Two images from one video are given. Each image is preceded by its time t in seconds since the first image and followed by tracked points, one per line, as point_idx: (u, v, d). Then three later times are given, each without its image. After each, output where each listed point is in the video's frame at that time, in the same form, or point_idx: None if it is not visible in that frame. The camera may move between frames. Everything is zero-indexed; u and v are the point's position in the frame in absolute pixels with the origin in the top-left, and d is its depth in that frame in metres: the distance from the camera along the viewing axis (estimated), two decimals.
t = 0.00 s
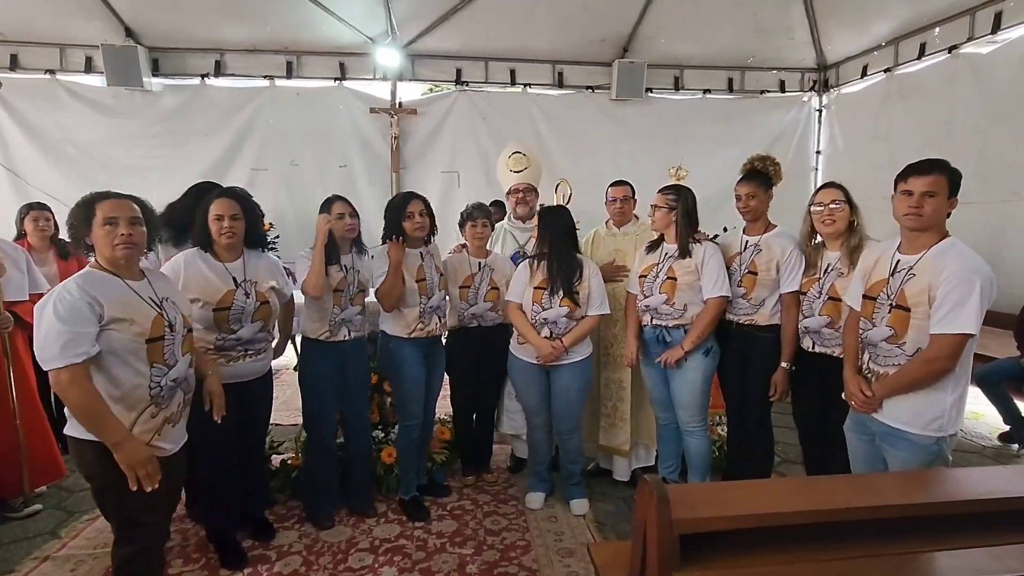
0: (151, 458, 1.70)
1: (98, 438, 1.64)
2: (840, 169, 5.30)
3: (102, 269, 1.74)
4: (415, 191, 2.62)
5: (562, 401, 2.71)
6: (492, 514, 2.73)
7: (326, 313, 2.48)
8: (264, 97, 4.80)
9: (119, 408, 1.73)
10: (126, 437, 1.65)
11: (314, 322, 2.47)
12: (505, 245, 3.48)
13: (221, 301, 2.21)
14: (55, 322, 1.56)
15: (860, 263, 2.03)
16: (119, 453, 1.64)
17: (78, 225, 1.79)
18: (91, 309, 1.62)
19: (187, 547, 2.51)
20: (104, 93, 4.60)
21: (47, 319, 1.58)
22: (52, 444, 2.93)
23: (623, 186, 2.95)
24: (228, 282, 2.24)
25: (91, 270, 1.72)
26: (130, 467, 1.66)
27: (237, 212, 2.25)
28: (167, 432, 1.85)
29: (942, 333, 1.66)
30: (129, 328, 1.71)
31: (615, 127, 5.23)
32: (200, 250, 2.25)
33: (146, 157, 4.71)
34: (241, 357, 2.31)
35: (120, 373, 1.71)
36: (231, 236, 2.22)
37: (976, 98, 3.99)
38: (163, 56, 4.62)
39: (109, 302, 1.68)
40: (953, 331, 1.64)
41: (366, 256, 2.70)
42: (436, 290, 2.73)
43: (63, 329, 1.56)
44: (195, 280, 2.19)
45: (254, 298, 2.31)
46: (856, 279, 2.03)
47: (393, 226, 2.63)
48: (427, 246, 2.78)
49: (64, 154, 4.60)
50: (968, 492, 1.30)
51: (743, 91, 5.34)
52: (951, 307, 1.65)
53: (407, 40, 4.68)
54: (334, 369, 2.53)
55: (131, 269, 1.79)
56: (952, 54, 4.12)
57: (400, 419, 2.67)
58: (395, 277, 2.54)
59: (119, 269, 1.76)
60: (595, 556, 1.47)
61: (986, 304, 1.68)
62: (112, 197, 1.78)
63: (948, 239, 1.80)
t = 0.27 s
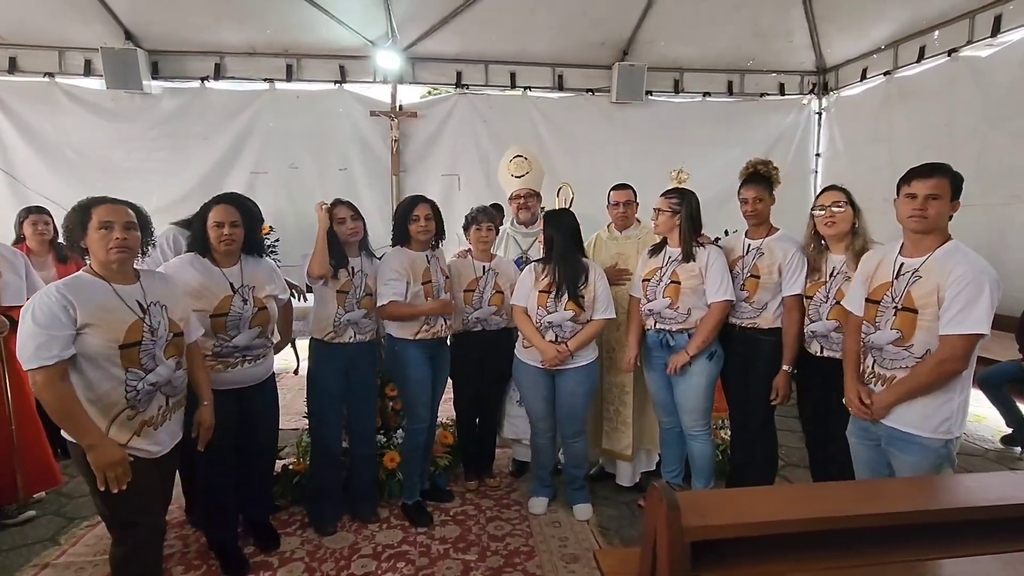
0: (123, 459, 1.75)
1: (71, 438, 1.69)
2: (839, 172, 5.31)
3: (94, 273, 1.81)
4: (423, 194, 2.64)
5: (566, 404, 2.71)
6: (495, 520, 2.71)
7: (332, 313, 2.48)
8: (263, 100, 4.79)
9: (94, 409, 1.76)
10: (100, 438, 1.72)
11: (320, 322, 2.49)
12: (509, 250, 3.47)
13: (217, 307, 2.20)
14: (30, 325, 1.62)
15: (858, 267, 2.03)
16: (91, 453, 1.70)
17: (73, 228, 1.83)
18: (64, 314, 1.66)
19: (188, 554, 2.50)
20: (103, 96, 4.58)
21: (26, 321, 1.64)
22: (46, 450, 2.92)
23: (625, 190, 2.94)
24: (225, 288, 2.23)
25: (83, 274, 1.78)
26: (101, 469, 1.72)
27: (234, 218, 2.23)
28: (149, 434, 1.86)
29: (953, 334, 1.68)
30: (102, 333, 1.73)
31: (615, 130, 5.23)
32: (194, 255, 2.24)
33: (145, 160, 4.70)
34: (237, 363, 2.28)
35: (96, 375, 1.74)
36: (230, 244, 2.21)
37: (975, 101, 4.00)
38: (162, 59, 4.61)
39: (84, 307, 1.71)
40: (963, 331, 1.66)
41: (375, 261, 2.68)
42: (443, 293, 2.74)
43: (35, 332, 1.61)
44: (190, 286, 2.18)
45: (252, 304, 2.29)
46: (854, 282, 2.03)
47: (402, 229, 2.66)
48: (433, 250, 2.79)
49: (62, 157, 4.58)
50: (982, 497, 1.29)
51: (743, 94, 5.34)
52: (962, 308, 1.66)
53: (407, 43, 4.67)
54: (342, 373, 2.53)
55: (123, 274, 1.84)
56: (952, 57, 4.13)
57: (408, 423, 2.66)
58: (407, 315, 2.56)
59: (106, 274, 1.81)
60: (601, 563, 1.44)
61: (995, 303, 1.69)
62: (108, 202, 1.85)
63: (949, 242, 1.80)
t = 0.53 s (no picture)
0: (111, 463, 1.77)
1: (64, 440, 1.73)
2: (841, 176, 5.31)
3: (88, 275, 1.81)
4: (433, 199, 2.65)
5: (570, 408, 2.70)
6: (499, 526, 2.70)
7: (338, 322, 2.49)
8: (265, 104, 4.79)
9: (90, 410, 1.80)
10: (91, 439, 1.74)
11: (327, 332, 2.49)
12: (516, 253, 3.47)
13: (226, 306, 2.20)
14: (25, 330, 1.66)
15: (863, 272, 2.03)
16: (82, 455, 1.73)
17: (78, 226, 1.79)
18: (58, 319, 1.69)
19: (191, 561, 2.48)
20: (104, 99, 4.58)
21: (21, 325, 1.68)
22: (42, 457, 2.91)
23: (629, 194, 2.94)
24: (234, 287, 2.23)
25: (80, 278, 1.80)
26: (93, 469, 1.75)
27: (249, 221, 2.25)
28: (144, 437, 1.87)
29: (976, 342, 1.66)
30: (95, 337, 1.75)
31: (616, 133, 5.23)
32: (203, 257, 2.24)
33: (147, 164, 4.69)
34: (246, 364, 2.26)
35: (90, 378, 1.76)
36: (250, 246, 2.23)
37: (976, 104, 4.00)
38: (164, 63, 4.61)
39: (82, 311, 1.73)
40: (990, 337, 1.64)
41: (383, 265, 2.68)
42: (450, 295, 2.75)
43: (28, 337, 1.65)
44: (199, 285, 2.18)
45: (261, 301, 2.28)
46: (859, 287, 2.03)
47: (412, 232, 2.67)
48: (440, 254, 2.79)
49: (63, 161, 4.58)
50: (995, 503, 1.29)
51: (745, 97, 5.35)
52: (984, 314, 1.65)
53: (408, 47, 4.68)
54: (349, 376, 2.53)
55: (120, 278, 1.85)
56: (953, 61, 4.14)
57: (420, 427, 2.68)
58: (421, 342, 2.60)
59: (99, 275, 1.82)
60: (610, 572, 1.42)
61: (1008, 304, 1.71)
62: (123, 207, 1.90)
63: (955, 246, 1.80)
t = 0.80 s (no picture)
0: (117, 468, 1.76)
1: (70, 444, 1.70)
2: (842, 178, 5.31)
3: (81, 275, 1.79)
4: (442, 202, 2.65)
5: (569, 410, 2.69)
6: (503, 529, 2.69)
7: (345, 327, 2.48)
8: (267, 106, 4.79)
9: (93, 414, 1.78)
10: (99, 444, 1.72)
11: (332, 335, 2.48)
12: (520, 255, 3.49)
13: (239, 307, 2.19)
14: (42, 331, 1.63)
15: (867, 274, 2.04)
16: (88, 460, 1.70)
17: (77, 225, 1.76)
18: (77, 320, 1.69)
19: (195, 565, 2.47)
20: (106, 102, 4.58)
21: (34, 327, 1.65)
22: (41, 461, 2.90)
23: (633, 196, 2.94)
24: (245, 288, 2.23)
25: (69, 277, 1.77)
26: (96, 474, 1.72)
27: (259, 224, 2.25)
28: (143, 438, 1.89)
29: (995, 342, 1.66)
30: (112, 338, 1.78)
31: (618, 136, 5.23)
32: (213, 258, 2.23)
33: (148, 167, 4.68)
34: (255, 365, 2.25)
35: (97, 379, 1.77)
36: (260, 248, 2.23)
37: (978, 107, 4.01)
38: (165, 65, 4.61)
39: (97, 313, 1.74)
40: (1011, 336, 1.64)
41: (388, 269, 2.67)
42: (455, 297, 2.75)
43: (48, 339, 1.63)
44: (212, 286, 2.17)
45: (272, 300, 2.29)
46: (862, 290, 2.03)
47: (419, 235, 2.67)
48: (445, 257, 2.80)
49: (64, 163, 4.57)
50: (1006, 506, 1.28)
51: (746, 100, 5.36)
52: (1003, 315, 1.65)
53: (410, 50, 4.68)
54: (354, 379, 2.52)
55: (110, 279, 1.85)
56: (954, 64, 4.15)
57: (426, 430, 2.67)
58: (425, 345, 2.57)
59: (95, 275, 1.81)
60: None
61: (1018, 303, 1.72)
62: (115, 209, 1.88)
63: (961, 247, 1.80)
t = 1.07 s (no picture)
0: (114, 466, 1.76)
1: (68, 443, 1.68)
2: (841, 179, 5.31)
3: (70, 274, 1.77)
4: (445, 204, 2.64)
5: (565, 410, 2.68)
6: (504, 532, 2.68)
7: (341, 322, 2.46)
8: (266, 107, 4.78)
9: (88, 414, 1.77)
10: (97, 443, 1.72)
11: (331, 334, 2.46)
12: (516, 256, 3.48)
13: (242, 310, 2.19)
14: (41, 327, 1.62)
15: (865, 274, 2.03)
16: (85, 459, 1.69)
17: (56, 225, 1.73)
18: (78, 318, 1.69)
19: (194, 568, 2.45)
20: (105, 103, 4.57)
21: (31, 324, 1.63)
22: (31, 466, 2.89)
23: (635, 197, 2.93)
24: (249, 291, 2.21)
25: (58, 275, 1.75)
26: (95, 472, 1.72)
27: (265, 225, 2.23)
28: (132, 438, 1.89)
29: (999, 343, 1.66)
30: (110, 337, 1.78)
31: (617, 137, 5.23)
32: (217, 259, 2.21)
33: (146, 168, 4.67)
34: (257, 365, 2.25)
35: (92, 379, 1.76)
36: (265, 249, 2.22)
37: (977, 108, 4.01)
38: (165, 66, 4.60)
39: (95, 313, 1.74)
40: (1014, 336, 1.64)
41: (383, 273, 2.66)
42: (455, 298, 2.74)
43: (48, 335, 1.62)
44: (214, 290, 2.16)
45: (275, 304, 2.27)
46: (859, 291, 2.03)
47: (421, 236, 2.66)
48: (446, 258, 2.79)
49: (62, 164, 4.56)
50: (1011, 509, 1.28)
51: (745, 101, 5.36)
52: (1007, 315, 1.65)
53: (410, 51, 4.68)
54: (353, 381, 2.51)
55: (97, 278, 1.84)
56: (954, 65, 4.15)
57: (426, 431, 2.66)
58: (425, 346, 2.57)
59: (82, 274, 1.79)
60: None
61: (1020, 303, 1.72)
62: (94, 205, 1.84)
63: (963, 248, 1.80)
